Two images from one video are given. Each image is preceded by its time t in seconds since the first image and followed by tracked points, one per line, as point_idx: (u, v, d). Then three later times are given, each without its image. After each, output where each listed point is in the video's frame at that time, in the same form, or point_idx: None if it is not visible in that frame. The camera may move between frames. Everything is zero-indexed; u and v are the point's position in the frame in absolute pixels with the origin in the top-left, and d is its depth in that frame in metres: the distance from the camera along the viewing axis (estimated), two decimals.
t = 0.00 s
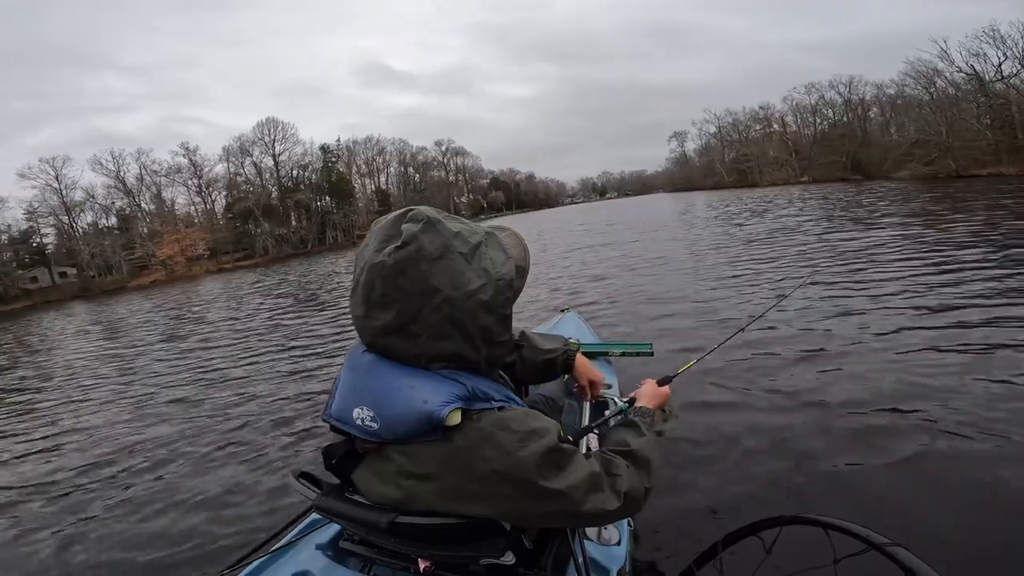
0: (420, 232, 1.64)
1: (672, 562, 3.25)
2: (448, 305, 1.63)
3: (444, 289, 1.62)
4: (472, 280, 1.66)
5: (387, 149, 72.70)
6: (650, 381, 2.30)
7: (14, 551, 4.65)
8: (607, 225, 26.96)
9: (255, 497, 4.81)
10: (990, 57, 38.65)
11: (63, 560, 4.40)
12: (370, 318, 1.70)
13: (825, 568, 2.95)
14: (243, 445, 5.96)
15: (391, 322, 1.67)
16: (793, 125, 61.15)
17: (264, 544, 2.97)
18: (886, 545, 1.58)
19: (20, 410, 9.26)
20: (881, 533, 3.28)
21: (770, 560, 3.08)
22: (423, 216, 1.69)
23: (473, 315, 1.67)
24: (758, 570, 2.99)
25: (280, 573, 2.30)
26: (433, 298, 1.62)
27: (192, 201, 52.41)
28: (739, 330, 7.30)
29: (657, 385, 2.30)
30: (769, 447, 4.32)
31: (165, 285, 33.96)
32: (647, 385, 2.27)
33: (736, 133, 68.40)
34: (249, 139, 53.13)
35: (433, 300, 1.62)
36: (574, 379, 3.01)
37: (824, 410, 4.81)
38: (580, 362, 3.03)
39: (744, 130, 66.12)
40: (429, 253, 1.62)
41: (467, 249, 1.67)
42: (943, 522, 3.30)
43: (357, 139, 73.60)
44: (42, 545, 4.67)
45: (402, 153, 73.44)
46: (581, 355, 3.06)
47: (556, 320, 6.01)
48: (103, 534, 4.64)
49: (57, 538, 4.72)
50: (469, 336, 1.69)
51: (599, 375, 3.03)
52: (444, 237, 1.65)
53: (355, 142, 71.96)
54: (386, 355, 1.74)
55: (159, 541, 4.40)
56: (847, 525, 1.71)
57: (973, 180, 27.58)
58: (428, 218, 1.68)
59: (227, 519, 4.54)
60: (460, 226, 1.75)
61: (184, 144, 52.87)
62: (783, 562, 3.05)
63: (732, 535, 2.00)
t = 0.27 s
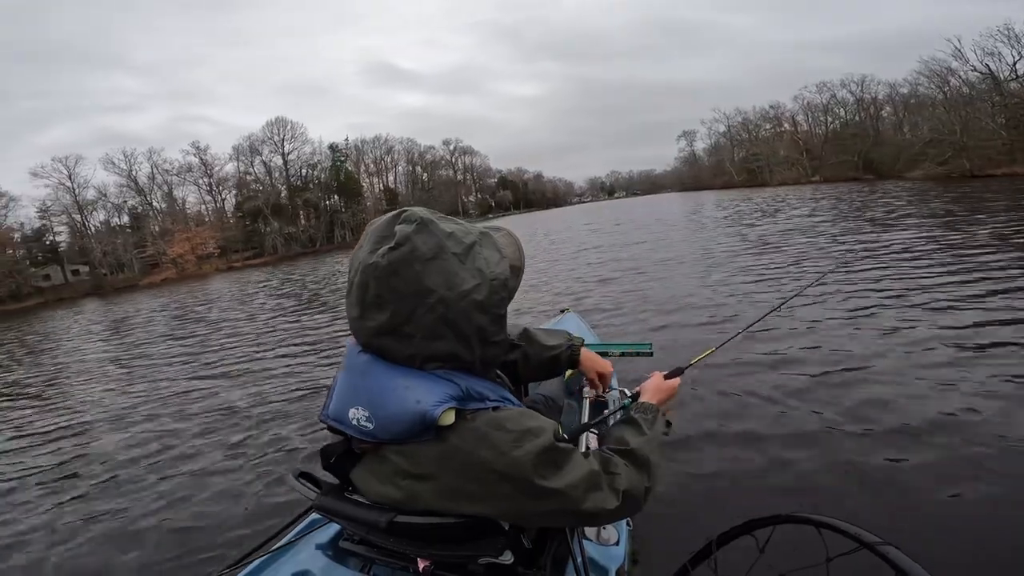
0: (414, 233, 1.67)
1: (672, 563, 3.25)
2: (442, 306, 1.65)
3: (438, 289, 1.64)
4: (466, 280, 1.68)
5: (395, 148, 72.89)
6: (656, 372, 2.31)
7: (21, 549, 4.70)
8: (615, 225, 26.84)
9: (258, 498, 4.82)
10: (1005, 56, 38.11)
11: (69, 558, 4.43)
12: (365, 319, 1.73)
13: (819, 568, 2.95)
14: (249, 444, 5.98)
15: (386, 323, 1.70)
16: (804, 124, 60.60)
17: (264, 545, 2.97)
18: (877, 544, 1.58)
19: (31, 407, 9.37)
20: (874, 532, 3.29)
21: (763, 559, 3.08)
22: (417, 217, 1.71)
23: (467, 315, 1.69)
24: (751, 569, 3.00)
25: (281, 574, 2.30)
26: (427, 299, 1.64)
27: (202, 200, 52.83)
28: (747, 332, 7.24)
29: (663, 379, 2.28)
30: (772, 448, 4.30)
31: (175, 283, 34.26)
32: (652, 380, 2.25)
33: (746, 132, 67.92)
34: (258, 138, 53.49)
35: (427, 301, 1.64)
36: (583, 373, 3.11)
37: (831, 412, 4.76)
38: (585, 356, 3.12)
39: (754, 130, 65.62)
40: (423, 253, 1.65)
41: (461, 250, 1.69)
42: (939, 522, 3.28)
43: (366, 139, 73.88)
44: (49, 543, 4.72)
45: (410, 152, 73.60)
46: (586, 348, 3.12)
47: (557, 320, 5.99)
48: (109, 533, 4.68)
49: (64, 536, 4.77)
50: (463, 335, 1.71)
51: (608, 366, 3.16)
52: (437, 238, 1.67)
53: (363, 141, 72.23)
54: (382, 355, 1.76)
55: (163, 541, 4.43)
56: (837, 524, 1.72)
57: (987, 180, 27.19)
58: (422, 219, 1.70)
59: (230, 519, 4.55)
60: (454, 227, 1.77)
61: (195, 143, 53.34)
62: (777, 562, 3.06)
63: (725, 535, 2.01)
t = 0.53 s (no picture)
0: (413, 233, 1.67)
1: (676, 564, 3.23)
2: (442, 305, 1.66)
3: (437, 289, 1.65)
4: (465, 280, 1.68)
5: (403, 146, 73.02)
6: (669, 376, 2.28)
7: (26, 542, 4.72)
8: (623, 224, 26.68)
9: (264, 495, 4.85)
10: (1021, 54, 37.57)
11: (74, 551, 4.46)
12: (364, 318, 1.74)
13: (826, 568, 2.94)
14: (254, 442, 6.00)
15: (384, 322, 1.70)
16: (815, 123, 60.06)
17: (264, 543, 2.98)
18: (886, 545, 1.54)
19: (40, 402, 9.45)
20: (879, 532, 3.28)
21: (769, 560, 3.07)
22: (415, 217, 1.72)
23: (466, 315, 1.70)
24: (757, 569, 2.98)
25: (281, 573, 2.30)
26: (427, 299, 1.65)
27: (213, 198, 53.20)
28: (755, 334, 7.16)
29: (677, 385, 2.24)
30: (778, 450, 4.27)
31: (186, 280, 34.55)
32: (664, 384, 2.22)
33: (756, 131, 67.41)
34: (268, 136, 53.77)
35: (425, 300, 1.65)
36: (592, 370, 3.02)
37: (839, 414, 4.72)
38: (594, 353, 3.02)
39: (765, 128, 65.11)
40: (422, 253, 1.65)
41: (461, 249, 1.69)
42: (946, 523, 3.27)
43: (374, 137, 74.08)
44: (53, 536, 4.75)
45: (418, 150, 73.69)
46: (594, 346, 3.05)
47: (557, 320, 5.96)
48: (113, 527, 4.70)
49: (69, 529, 4.80)
50: (462, 335, 1.71)
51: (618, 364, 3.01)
52: (436, 238, 1.68)
53: (372, 139, 72.42)
54: (382, 355, 1.77)
55: (166, 536, 4.43)
56: (847, 526, 1.68)
57: (1002, 180, 26.83)
58: (421, 218, 1.70)
59: (236, 516, 4.58)
60: (454, 226, 1.77)
61: (205, 141, 53.68)
62: (782, 562, 3.05)
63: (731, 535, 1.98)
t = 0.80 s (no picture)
0: (405, 233, 1.68)
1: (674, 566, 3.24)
2: (435, 306, 1.67)
3: (430, 290, 1.66)
4: (458, 280, 1.69)
5: (410, 147, 73.23)
6: (677, 376, 2.23)
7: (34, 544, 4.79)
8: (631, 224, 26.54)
9: (270, 495, 4.89)
10: None
11: (80, 554, 4.51)
12: (359, 320, 1.75)
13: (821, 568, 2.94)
14: (259, 443, 6.03)
15: (379, 324, 1.72)
16: (825, 120, 59.54)
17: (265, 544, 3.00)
18: (879, 545, 1.64)
19: (52, 403, 9.58)
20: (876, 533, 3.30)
21: (766, 559, 3.07)
22: (409, 218, 1.73)
23: (461, 315, 1.70)
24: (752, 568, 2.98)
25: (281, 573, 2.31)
26: (420, 299, 1.66)
27: (223, 200, 53.62)
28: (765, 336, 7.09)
29: (683, 385, 2.19)
30: (783, 453, 4.26)
31: (196, 281, 34.86)
32: (671, 385, 2.17)
33: (765, 129, 66.94)
34: (276, 138, 54.14)
35: (419, 301, 1.66)
36: (600, 371, 3.01)
37: (847, 416, 4.69)
38: (604, 353, 3.01)
39: (774, 127, 64.64)
40: (415, 253, 1.66)
41: (454, 249, 1.70)
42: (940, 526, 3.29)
43: (382, 138, 74.37)
44: (62, 538, 4.81)
45: (425, 151, 73.87)
46: (602, 347, 3.01)
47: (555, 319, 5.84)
48: (120, 528, 4.76)
49: (77, 531, 4.86)
50: (457, 336, 1.73)
51: (627, 365, 3.02)
52: (430, 238, 1.69)
53: (379, 140, 72.70)
54: (378, 356, 1.79)
55: (171, 538, 4.48)
56: (840, 525, 1.77)
57: (1016, 177, 26.46)
58: (414, 219, 1.72)
59: (243, 516, 4.62)
60: (448, 227, 1.78)
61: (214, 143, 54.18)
62: (779, 561, 3.05)
63: (726, 537, 2.05)
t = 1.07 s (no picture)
0: (408, 233, 1.68)
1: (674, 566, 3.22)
2: (436, 305, 1.67)
3: (432, 289, 1.66)
4: (461, 280, 1.69)
5: (417, 146, 73.36)
6: (689, 382, 2.24)
7: (44, 545, 4.86)
8: (639, 223, 26.42)
9: (277, 495, 4.93)
10: None
11: (89, 554, 4.57)
12: (362, 318, 1.75)
13: (822, 568, 2.92)
14: (266, 443, 6.07)
15: (381, 323, 1.72)
16: (836, 118, 58.98)
17: (266, 544, 3.02)
18: (881, 545, 1.72)
19: (64, 402, 9.71)
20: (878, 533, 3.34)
21: (766, 560, 3.05)
22: (412, 217, 1.73)
23: (463, 316, 1.71)
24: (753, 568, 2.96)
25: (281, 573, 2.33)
26: (421, 298, 1.66)
27: (232, 200, 54.03)
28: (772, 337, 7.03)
29: (697, 391, 2.20)
30: (789, 456, 4.23)
31: (206, 281, 35.16)
32: (681, 392, 2.17)
33: (774, 127, 66.42)
34: (285, 138, 54.45)
35: (421, 301, 1.66)
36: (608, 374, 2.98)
37: (855, 421, 4.65)
38: (613, 357, 2.98)
39: (783, 125, 64.12)
40: (416, 253, 1.66)
41: (456, 249, 1.70)
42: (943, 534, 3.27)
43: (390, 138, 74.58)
44: (71, 538, 4.88)
45: (432, 150, 73.96)
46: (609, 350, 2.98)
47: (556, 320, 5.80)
48: (129, 528, 4.81)
49: (86, 532, 4.92)
50: (459, 337, 1.73)
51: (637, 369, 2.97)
52: (432, 237, 1.69)
53: (387, 140, 72.92)
54: (379, 355, 1.79)
55: (177, 539, 4.52)
56: (841, 525, 1.85)
57: None
58: (417, 218, 1.71)
59: (251, 517, 4.67)
60: (452, 226, 1.78)
61: (224, 144, 54.59)
62: (780, 561, 3.03)
63: (729, 536, 2.15)
